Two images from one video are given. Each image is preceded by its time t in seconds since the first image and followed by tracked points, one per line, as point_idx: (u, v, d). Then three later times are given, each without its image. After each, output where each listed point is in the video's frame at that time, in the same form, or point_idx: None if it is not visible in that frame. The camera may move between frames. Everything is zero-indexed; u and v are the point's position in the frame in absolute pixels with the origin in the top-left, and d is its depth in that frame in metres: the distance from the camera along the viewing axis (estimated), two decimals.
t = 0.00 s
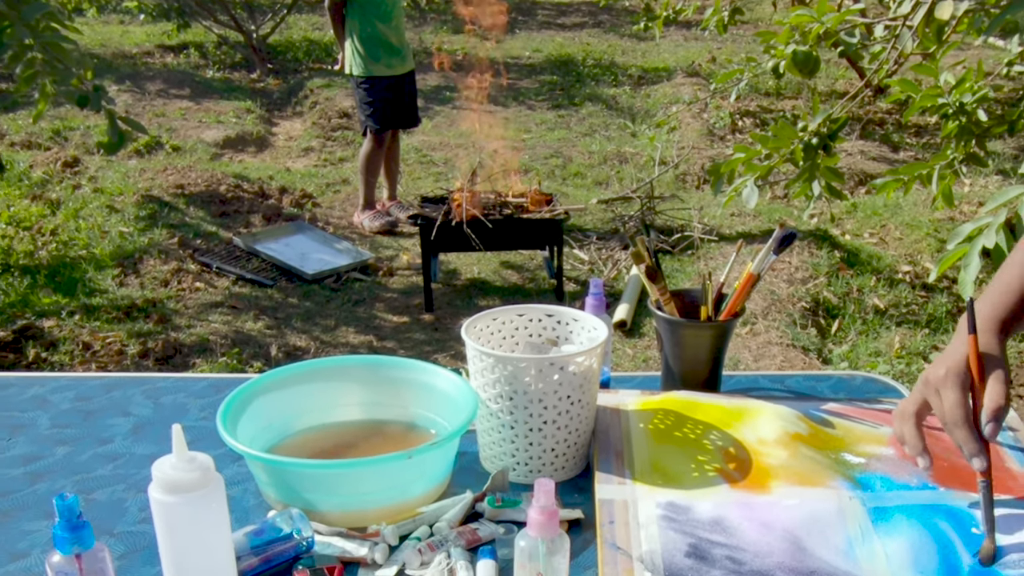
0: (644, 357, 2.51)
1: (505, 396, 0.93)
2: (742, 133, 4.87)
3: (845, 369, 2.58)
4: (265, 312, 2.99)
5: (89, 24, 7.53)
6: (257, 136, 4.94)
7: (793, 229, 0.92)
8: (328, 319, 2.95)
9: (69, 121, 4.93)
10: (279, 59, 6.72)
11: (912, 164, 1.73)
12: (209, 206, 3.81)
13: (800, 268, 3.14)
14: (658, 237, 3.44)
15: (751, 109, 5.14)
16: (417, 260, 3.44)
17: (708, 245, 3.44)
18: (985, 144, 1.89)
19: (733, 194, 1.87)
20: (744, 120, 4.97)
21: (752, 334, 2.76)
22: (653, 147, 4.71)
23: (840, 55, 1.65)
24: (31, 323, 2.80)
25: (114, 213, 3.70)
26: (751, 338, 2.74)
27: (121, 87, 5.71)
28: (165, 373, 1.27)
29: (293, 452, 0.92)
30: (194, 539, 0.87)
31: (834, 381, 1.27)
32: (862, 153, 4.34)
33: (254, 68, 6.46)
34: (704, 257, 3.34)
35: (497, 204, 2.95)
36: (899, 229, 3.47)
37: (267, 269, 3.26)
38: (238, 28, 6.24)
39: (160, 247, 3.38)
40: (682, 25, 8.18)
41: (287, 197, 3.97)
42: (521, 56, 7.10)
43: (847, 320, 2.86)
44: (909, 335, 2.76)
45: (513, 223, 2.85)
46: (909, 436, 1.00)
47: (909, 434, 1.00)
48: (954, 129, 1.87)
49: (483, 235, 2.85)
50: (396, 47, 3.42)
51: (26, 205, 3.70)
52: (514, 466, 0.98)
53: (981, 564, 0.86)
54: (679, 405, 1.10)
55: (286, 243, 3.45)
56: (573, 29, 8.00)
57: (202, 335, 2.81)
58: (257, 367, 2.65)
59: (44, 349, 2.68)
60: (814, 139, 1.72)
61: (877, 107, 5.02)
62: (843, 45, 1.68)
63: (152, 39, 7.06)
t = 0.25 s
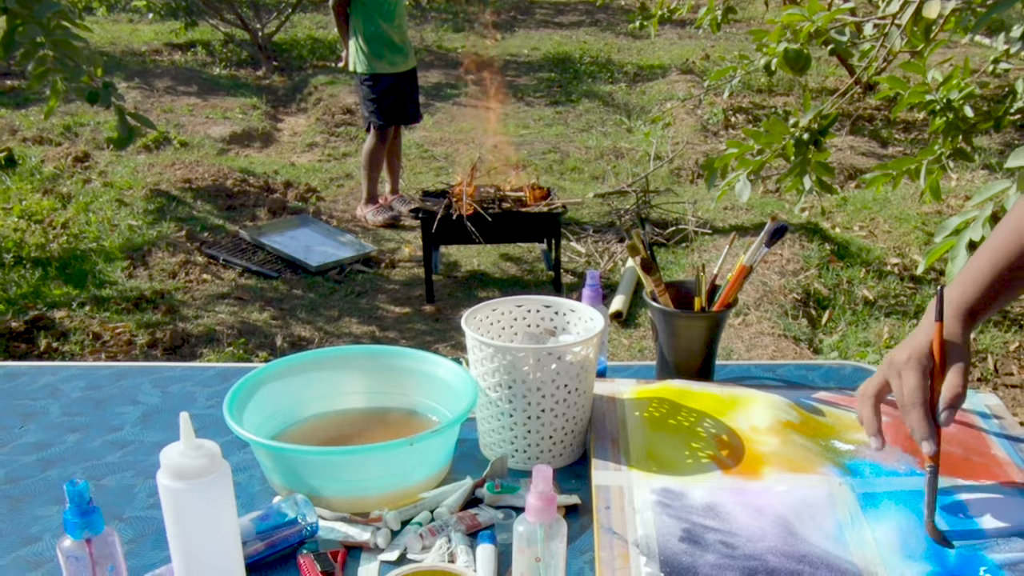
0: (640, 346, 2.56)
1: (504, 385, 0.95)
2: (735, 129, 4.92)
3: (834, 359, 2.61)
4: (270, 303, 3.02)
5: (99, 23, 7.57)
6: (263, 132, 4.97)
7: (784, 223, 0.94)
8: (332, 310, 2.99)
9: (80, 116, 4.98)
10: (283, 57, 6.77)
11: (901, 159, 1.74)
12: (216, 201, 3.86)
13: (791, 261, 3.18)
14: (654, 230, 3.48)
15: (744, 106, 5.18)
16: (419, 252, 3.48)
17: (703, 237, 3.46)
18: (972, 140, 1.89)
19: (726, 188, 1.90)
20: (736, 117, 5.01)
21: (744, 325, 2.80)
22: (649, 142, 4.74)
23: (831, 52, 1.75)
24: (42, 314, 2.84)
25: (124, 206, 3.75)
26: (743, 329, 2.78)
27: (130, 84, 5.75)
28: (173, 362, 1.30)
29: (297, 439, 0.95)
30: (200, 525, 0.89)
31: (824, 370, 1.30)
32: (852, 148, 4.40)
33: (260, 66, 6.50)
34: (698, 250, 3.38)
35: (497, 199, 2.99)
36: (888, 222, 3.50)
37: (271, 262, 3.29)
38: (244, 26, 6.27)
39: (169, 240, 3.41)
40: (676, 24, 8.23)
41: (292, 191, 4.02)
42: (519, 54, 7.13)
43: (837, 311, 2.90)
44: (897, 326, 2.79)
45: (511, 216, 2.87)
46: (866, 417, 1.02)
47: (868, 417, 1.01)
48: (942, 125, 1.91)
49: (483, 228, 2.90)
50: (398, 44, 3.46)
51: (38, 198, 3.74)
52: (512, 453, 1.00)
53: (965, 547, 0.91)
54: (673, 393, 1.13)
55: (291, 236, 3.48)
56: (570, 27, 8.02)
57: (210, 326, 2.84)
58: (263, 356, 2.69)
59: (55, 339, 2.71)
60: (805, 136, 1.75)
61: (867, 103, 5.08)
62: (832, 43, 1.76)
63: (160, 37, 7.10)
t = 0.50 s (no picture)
0: (635, 337, 2.62)
1: (503, 373, 0.98)
2: (728, 125, 4.97)
3: (824, 349, 2.68)
4: (275, 295, 3.10)
5: (108, 22, 7.65)
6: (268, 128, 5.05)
7: (776, 216, 0.97)
8: (335, 301, 3.07)
9: (90, 113, 5.07)
10: (288, 55, 6.84)
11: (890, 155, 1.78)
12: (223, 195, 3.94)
13: (782, 253, 3.26)
14: (649, 223, 3.54)
15: (736, 101, 5.24)
16: (421, 245, 3.57)
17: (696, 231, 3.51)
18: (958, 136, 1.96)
19: (718, 182, 1.93)
20: (729, 113, 5.07)
21: (736, 315, 2.88)
22: (644, 137, 4.80)
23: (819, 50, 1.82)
24: (54, 305, 2.91)
25: (133, 200, 3.83)
26: (736, 319, 2.86)
27: (139, 81, 5.83)
28: (181, 351, 1.34)
29: (302, 427, 0.97)
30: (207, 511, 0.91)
31: (813, 359, 1.34)
32: (842, 144, 4.49)
33: (266, 63, 6.57)
34: (692, 242, 3.44)
35: (497, 191, 3.04)
36: (876, 216, 3.59)
37: (277, 254, 3.39)
38: (250, 24, 6.33)
39: (176, 233, 3.49)
40: (671, 23, 8.28)
41: (297, 185, 4.09)
42: (518, 52, 7.16)
43: (827, 302, 2.96)
44: (886, 315, 2.86)
45: (510, 209, 2.97)
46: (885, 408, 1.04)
47: (887, 407, 1.04)
48: (927, 121, 1.96)
49: (482, 221, 2.98)
50: (401, 42, 3.56)
51: (49, 192, 3.82)
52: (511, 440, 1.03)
53: (949, 530, 0.95)
54: (668, 382, 1.17)
55: (296, 229, 3.59)
56: (568, 26, 8.06)
57: (216, 316, 2.90)
58: (268, 346, 2.75)
59: (65, 329, 2.78)
60: (796, 131, 1.78)
61: (856, 100, 5.16)
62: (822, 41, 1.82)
63: (170, 36, 7.18)
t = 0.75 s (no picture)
0: (631, 326, 2.73)
1: (502, 362, 1.01)
2: (721, 120, 5.02)
3: (814, 338, 2.83)
4: (280, 286, 3.23)
5: (119, 20, 7.74)
6: (273, 124, 5.19)
7: (768, 210, 1.00)
8: (339, 292, 3.19)
9: (101, 109, 5.25)
10: (294, 52, 6.92)
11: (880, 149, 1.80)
12: (229, 188, 4.13)
13: (774, 245, 3.41)
14: (644, 217, 3.59)
15: (729, 98, 5.29)
16: (421, 238, 3.72)
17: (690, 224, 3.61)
18: (944, 132, 1.95)
19: (711, 176, 1.95)
20: (722, 109, 5.13)
21: (729, 305, 3.01)
22: (639, 133, 4.88)
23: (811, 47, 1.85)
24: (65, 296, 3.04)
25: (142, 194, 4.00)
26: (728, 309, 2.99)
27: (148, 78, 5.96)
28: (188, 342, 1.41)
29: (308, 413, 1.00)
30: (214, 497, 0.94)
31: (804, 348, 1.37)
32: (832, 139, 4.70)
33: (271, 61, 6.66)
34: (686, 234, 3.52)
35: (496, 185, 3.18)
36: (866, 209, 3.78)
37: (282, 247, 3.53)
38: (256, 23, 6.41)
39: (184, 226, 3.66)
40: (665, 21, 8.31)
41: (301, 180, 4.27)
42: (516, 50, 7.16)
43: (818, 293, 3.14)
44: (874, 306, 3.02)
45: (509, 203, 3.07)
46: (863, 381, 1.15)
47: (863, 380, 1.15)
48: (915, 117, 1.94)
49: (483, 215, 3.07)
50: (404, 40, 3.69)
51: (61, 187, 3.99)
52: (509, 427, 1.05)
53: (936, 515, 0.98)
54: (663, 370, 1.20)
55: (301, 222, 3.73)
56: (565, 25, 8.07)
57: (223, 307, 3.02)
58: (274, 336, 2.87)
59: (77, 320, 2.90)
60: (787, 126, 1.80)
61: (845, 97, 5.31)
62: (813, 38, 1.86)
63: (177, 33, 7.27)
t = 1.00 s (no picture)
0: (627, 316, 2.82)
1: (501, 350, 1.04)
2: (714, 116, 5.10)
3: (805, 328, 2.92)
4: (286, 277, 3.32)
5: (128, 19, 7.79)
6: (279, 119, 5.27)
7: (759, 203, 1.03)
8: (343, 282, 3.28)
9: (110, 105, 5.34)
10: (299, 50, 6.99)
11: (867, 145, 1.80)
12: (236, 181, 4.18)
13: (767, 237, 3.52)
14: (639, 209, 3.70)
15: (722, 95, 5.38)
16: (423, 230, 3.82)
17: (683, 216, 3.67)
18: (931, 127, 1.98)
19: (703, 171, 1.97)
20: (715, 105, 5.21)
21: (722, 296, 3.12)
22: (634, 128, 4.92)
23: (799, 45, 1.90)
24: (77, 287, 3.13)
25: (152, 186, 4.07)
26: (722, 300, 3.10)
27: (157, 75, 6.04)
28: (196, 332, 1.46)
29: (313, 401, 1.03)
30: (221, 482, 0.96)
31: (794, 338, 1.41)
32: (822, 134, 4.68)
33: (276, 58, 6.71)
34: (680, 227, 3.59)
35: (496, 178, 3.24)
36: (855, 202, 3.90)
37: (288, 238, 3.61)
38: (261, 21, 6.46)
39: (193, 219, 3.71)
40: (660, 19, 8.33)
41: (307, 173, 4.34)
42: (515, 48, 7.20)
43: (808, 283, 3.21)
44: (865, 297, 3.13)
45: (509, 196, 3.16)
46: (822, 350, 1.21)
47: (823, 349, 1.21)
48: (903, 113, 1.96)
49: (482, 208, 3.17)
50: (405, 38, 3.75)
51: (73, 180, 4.08)
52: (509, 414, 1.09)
53: (923, 499, 1.01)
54: (657, 359, 1.25)
55: (306, 215, 3.82)
56: (562, 24, 8.09)
57: (230, 298, 3.11)
58: (280, 325, 2.96)
59: (88, 309, 3.00)
60: (778, 122, 1.83)
61: (835, 93, 5.40)
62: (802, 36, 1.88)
63: (187, 32, 7.33)
